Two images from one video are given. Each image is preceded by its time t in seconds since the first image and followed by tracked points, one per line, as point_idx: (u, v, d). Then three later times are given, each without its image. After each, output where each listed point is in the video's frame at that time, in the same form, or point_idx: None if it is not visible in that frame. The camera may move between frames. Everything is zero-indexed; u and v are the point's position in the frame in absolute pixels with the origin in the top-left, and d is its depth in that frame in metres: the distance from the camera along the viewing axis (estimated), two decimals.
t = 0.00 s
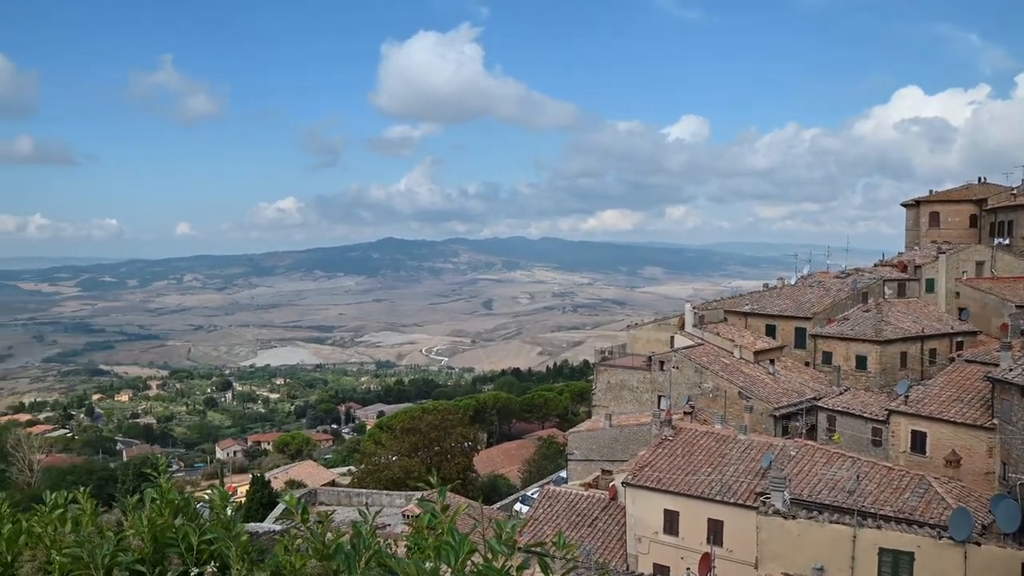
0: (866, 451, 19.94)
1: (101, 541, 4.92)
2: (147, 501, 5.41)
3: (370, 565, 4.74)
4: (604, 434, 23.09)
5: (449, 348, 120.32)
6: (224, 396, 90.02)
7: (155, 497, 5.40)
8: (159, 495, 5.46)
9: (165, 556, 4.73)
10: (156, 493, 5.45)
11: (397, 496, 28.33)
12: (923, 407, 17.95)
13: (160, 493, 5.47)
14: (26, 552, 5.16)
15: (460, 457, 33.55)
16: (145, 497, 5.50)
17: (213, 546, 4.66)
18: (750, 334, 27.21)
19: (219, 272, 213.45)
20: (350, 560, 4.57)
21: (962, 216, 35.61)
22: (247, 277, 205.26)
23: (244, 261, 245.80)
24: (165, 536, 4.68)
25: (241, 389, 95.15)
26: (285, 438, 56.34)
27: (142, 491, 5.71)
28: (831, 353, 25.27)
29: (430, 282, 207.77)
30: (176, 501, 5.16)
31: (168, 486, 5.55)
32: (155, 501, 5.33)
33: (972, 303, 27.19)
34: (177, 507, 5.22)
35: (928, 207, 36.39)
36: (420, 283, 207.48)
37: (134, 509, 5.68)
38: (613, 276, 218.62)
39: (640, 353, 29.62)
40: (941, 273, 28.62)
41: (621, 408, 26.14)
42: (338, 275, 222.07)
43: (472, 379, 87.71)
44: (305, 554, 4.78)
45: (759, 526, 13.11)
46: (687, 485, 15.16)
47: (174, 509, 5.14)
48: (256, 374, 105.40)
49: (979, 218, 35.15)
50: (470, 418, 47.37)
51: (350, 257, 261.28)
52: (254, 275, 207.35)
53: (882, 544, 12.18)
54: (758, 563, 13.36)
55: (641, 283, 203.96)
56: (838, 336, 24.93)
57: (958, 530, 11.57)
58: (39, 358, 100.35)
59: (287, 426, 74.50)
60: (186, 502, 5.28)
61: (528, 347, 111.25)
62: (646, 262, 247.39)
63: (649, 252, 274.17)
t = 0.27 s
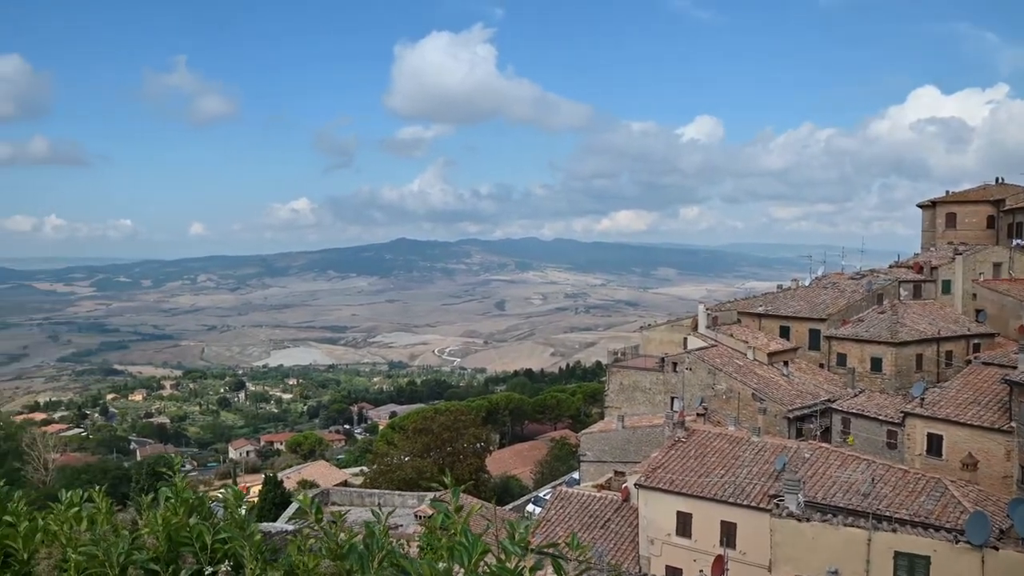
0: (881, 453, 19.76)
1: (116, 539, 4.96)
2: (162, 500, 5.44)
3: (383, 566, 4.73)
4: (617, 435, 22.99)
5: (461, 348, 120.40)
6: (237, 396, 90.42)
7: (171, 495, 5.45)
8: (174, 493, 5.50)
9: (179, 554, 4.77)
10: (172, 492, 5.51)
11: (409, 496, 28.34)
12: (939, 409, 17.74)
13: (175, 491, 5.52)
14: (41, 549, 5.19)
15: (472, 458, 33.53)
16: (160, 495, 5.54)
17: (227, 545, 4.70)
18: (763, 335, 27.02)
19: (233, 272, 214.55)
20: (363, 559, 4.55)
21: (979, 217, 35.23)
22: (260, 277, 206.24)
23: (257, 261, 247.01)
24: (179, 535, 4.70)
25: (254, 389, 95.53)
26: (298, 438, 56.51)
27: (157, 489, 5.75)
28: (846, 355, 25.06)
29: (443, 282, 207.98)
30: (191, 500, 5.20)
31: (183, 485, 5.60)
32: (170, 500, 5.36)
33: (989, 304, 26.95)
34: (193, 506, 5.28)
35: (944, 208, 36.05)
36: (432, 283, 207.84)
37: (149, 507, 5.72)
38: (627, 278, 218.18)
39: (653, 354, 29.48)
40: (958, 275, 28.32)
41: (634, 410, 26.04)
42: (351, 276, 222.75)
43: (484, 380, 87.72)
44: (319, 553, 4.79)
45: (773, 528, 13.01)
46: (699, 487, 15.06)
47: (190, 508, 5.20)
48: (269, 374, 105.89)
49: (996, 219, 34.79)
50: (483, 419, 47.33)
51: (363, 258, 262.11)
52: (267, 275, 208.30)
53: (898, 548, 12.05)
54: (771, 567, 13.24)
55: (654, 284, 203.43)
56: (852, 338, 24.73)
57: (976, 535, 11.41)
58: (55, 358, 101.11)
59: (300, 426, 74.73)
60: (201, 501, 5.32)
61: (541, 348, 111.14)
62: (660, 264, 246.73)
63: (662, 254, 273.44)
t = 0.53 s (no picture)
0: (896, 456, 19.60)
1: (130, 537, 4.96)
2: (176, 498, 5.44)
3: (396, 566, 4.66)
4: (630, 436, 22.89)
5: (474, 349, 120.57)
6: (250, 397, 90.84)
7: (185, 495, 5.46)
8: (188, 493, 5.51)
9: (193, 553, 4.74)
10: (186, 491, 5.53)
11: (421, 497, 28.33)
12: (955, 412, 17.54)
13: (189, 490, 5.53)
14: (57, 547, 5.19)
15: (484, 458, 33.50)
16: (174, 495, 5.55)
17: (241, 544, 4.71)
18: (777, 337, 26.83)
19: (246, 273, 215.71)
20: (377, 560, 4.49)
21: (996, 218, 34.84)
22: (273, 278, 207.26)
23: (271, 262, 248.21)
24: (194, 533, 4.71)
25: (266, 389, 95.99)
26: (311, 438, 56.70)
27: (171, 491, 5.77)
28: (861, 356, 24.85)
29: (455, 283, 208.24)
30: (206, 500, 5.22)
31: (197, 484, 5.62)
32: (185, 499, 5.37)
33: (1007, 307, 26.72)
34: (206, 505, 5.29)
35: (961, 209, 35.69)
36: (444, 284, 208.10)
37: (163, 506, 5.73)
38: (640, 279, 217.73)
39: (666, 356, 29.34)
40: (974, 276, 28.03)
41: (646, 411, 25.95)
42: (364, 277, 223.59)
43: (496, 381, 87.78)
44: (332, 554, 4.76)
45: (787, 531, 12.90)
46: (712, 489, 14.95)
47: (203, 507, 5.21)
48: (282, 375, 106.39)
49: (1015, 220, 34.39)
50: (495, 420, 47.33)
51: (376, 259, 262.83)
52: (280, 276, 209.41)
53: (913, 550, 11.98)
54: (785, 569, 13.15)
55: (667, 285, 202.87)
56: (867, 340, 24.54)
57: (993, 539, 11.26)
58: (70, 358, 101.86)
59: (312, 427, 74.98)
60: (214, 501, 5.34)
61: (553, 349, 111.03)
62: (673, 265, 246.06)
63: (675, 255, 272.66)
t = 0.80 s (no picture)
0: (912, 459, 19.41)
1: (145, 536, 4.98)
2: (189, 498, 5.47)
3: (409, 566, 4.64)
4: (642, 438, 22.78)
5: (486, 350, 120.60)
6: (263, 397, 91.25)
7: (199, 495, 5.49)
8: (202, 492, 5.53)
9: (206, 552, 4.73)
10: (200, 491, 5.55)
11: (433, 498, 28.35)
12: (971, 415, 17.33)
13: (203, 491, 5.54)
14: (72, 545, 5.20)
15: (496, 459, 33.48)
16: (188, 494, 5.58)
17: (252, 544, 4.70)
18: (791, 339, 26.64)
19: (260, 274, 216.77)
20: (390, 561, 4.47)
21: (1013, 219, 34.45)
22: (285, 279, 208.14)
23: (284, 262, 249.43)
24: (206, 532, 4.71)
25: (279, 389, 96.41)
26: (323, 439, 56.88)
27: (185, 489, 5.78)
28: (875, 358, 24.66)
29: (467, 284, 208.45)
30: (219, 500, 5.24)
31: (210, 484, 5.63)
32: (198, 498, 5.39)
33: None
34: (219, 504, 5.29)
35: (978, 209, 35.31)
36: (457, 285, 208.30)
37: (178, 505, 5.75)
38: (652, 280, 217.22)
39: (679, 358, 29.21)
40: (991, 277, 27.72)
41: (659, 413, 25.84)
42: (376, 278, 224.25)
43: (508, 382, 87.78)
44: (344, 552, 4.74)
45: (801, 534, 12.80)
46: (725, 491, 14.84)
47: (217, 507, 5.22)
48: (294, 375, 106.79)
49: None
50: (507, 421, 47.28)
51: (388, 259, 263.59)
52: (292, 277, 210.36)
53: (930, 555, 11.87)
54: (798, 571, 13.08)
55: (680, 286, 202.30)
56: (882, 341, 24.32)
57: (1011, 544, 11.12)
58: (85, 358, 102.62)
59: (325, 427, 75.19)
60: (228, 501, 5.36)
61: (565, 351, 110.88)
62: (686, 266, 245.25)
63: (688, 256, 271.86)
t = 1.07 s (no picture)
0: (927, 461, 19.21)
1: (157, 536, 4.95)
2: (202, 497, 5.45)
3: (421, 568, 4.59)
4: (654, 439, 22.66)
5: (498, 351, 120.52)
6: (275, 397, 91.55)
7: (212, 494, 5.46)
8: (215, 492, 5.52)
9: (219, 552, 4.69)
10: (212, 491, 5.52)
11: (445, 499, 28.32)
12: (988, 417, 17.11)
13: (216, 490, 5.51)
14: (85, 544, 5.17)
15: (507, 460, 33.41)
16: (201, 494, 5.55)
17: (266, 544, 4.67)
18: (804, 340, 26.44)
19: (272, 275, 217.65)
20: (402, 561, 4.43)
21: None
22: (297, 279, 208.90)
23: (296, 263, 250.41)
24: (219, 533, 4.69)
25: (291, 390, 96.69)
26: (335, 439, 56.96)
27: (198, 488, 5.76)
28: (890, 360, 24.43)
29: (479, 285, 208.52)
30: (231, 500, 5.22)
31: (224, 484, 5.61)
32: (211, 498, 5.37)
33: None
34: (232, 505, 5.28)
35: (994, 210, 34.94)
36: (469, 286, 208.35)
37: (191, 505, 5.73)
38: (665, 281, 216.64)
39: (691, 359, 29.05)
40: (1008, 278, 27.42)
41: (671, 414, 25.70)
42: (388, 279, 224.74)
43: (520, 383, 87.68)
44: (356, 552, 4.70)
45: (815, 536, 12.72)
46: (738, 493, 14.72)
47: (229, 506, 5.21)
48: (306, 375, 107.09)
49: None
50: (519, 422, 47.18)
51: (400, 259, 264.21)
52: (304, 277, 211.05)
53: (944, 557, 11.96)
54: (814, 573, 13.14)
55: (692, 287, 201.58)
56: (896, 343, 24.09)
57: None
58: (98, 359, 103.30)
59: (337, 427, 75.30)
60: (240, 500, 5.34)
61: (577, 351, 110.54)
62: (699, 266, 244.39)
63: (701, 257, 270.90)
